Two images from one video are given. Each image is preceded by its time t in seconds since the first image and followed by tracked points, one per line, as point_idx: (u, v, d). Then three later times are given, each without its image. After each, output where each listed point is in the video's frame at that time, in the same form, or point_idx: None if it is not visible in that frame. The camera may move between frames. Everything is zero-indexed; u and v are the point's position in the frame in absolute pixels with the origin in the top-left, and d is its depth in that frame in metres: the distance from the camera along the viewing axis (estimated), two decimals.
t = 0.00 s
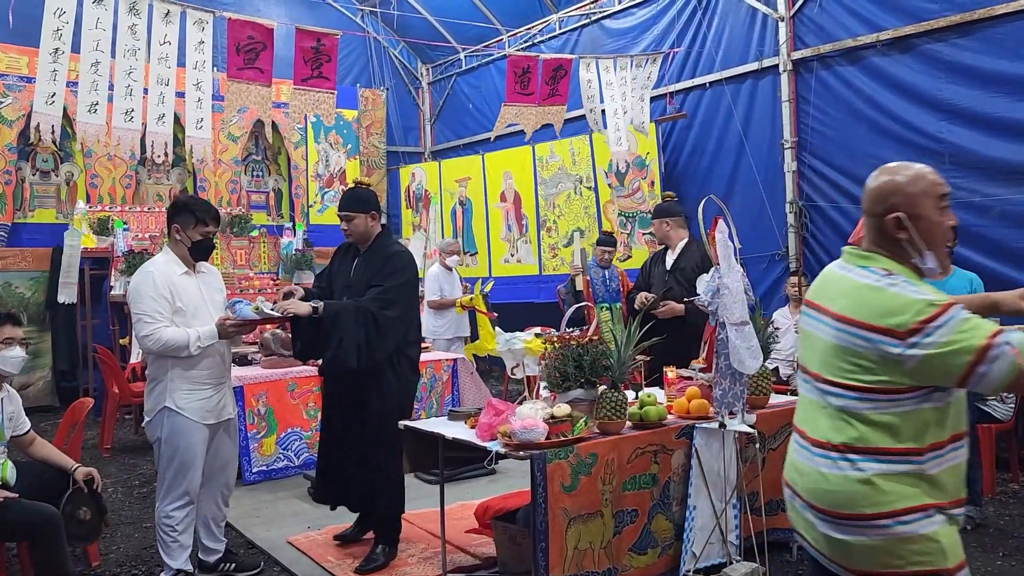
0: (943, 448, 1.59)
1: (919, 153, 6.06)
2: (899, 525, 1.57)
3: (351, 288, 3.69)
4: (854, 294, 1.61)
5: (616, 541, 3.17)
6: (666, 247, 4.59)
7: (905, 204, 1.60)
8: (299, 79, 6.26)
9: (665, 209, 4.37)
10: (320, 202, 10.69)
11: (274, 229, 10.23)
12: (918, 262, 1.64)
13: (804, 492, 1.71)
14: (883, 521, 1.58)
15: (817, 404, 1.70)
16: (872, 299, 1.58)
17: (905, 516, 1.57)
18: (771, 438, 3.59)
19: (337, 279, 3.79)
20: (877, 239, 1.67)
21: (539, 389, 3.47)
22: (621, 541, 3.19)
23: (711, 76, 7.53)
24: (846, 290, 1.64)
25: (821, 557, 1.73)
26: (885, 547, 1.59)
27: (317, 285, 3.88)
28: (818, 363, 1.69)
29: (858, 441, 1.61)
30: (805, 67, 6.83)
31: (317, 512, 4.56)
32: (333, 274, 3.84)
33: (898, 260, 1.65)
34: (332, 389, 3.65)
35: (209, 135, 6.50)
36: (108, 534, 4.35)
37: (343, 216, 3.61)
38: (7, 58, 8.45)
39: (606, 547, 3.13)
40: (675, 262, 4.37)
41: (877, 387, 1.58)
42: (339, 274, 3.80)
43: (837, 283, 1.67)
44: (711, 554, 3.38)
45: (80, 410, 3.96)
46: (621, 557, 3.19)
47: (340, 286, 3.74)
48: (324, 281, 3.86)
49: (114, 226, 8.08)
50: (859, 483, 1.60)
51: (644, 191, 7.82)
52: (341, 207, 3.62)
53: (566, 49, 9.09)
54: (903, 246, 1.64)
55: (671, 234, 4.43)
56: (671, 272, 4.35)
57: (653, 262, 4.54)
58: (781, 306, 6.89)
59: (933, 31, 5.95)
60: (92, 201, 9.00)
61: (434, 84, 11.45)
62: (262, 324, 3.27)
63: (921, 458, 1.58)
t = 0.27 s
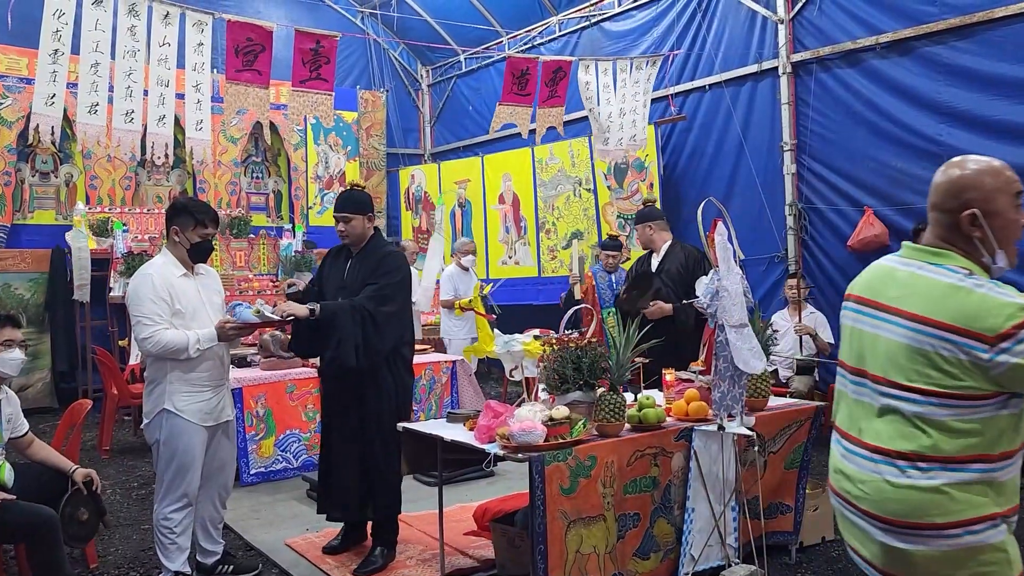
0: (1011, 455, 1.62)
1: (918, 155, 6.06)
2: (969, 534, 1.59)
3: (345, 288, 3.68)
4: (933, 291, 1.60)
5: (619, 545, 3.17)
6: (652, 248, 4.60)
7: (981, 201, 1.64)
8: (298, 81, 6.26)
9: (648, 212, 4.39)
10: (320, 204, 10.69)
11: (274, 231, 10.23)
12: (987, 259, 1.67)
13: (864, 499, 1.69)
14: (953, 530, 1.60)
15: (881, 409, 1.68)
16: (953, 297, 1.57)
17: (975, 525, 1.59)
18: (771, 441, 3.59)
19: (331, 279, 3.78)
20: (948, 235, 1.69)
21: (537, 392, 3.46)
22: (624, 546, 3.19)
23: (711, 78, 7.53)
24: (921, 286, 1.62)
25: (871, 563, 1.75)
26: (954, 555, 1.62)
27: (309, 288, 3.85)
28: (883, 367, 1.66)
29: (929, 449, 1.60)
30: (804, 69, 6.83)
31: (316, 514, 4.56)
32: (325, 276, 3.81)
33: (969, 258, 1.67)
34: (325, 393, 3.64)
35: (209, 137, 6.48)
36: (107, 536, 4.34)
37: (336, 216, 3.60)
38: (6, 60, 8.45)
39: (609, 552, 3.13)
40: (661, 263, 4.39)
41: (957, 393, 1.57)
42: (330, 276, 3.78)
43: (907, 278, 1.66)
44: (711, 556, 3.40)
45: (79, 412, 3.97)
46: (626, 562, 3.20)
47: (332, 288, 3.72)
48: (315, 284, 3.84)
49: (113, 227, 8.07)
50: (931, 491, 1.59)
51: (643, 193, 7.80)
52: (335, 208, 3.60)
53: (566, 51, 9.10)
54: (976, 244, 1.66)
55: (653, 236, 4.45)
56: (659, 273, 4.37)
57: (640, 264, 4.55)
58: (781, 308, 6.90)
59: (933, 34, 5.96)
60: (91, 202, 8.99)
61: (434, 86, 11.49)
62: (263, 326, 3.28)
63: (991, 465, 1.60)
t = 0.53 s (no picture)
0: None
1: (918, 158, 6.06)
2: (1012, 541, 1.58)
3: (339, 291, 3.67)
4: (975, 291, 1.58)
5: (622, 549, 3.16)
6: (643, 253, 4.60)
7: (1009, 200, 1.65)
8: (296, 83, 6.26)
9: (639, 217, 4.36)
10: (319, 206, 10.69)
11: (274, 233, 10.23)
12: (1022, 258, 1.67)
13: (903, 505, 1.67)
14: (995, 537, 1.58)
15: (922, 414, 1.65)
16: (995, 295, 1.56)
17: (1018, 533, 1.57)
18: (773, 445, 3.58)
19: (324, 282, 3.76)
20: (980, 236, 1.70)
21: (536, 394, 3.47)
22: (627, 551, 3.18)
23: (711, 80, 7.54)
24: (962, 287, 1.61)
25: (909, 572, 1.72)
26: (996, 563, 1.59)
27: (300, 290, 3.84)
28: (924, 370, 1.64)
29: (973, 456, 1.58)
30: (804, 72, 6.83)
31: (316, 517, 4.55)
32: (315, 278, 3.80)
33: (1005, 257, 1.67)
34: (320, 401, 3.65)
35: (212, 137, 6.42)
36: (105, 539, 4.33)
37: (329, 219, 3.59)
38: (7, 62, 8.45)
39: (612, 557, 3.12)
40: (654, 267, 4.38)
41: (1000, 394, 1.55)
42: (321, 278, 3.77)
43: (945, 279, 1.65)
44: (710, 559, 3.38)
45: (79, 413, 3.95)
46: (628, 566, 3.19)
47: (325, 290, 3.71)
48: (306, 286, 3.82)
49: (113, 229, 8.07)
50: (973, 496, 1.58)
51: (642, 196, 7.75)
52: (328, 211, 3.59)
53: (566, 54, 9.12)
54: (1009, 243, 1.66)
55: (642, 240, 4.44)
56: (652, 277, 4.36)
57: (631, 269, 4.55)
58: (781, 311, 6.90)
59: (932, 37, 5.96)
60: (91, 204, 8.98)
61: (435, 88, 11.52)
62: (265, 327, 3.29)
63: None
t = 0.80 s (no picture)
0: None
1: (918, 161, 6.07)
2: None
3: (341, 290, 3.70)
4: (1004, 297, 1.69)
5: (622, 553, 3.16)
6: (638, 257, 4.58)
7: None
8: (294, 85, 6.27)
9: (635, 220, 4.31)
10: (319, 209, 10.69)
11: (274, 236, 10.23)
12: None
13: (938, 505, 1.79)
14: None
15: (966, 420, 1.73)
16: None
17: None
18: (774, 448, 3.57)
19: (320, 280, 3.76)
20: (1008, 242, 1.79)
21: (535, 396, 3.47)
22: (626, 554, 3.18)
23: (711, 84, 7.54)
24: (992, 293, 1.71)
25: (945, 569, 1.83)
26: None
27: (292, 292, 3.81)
28: (964, 377, 1.73)
29: (1017, 456, 1.67)
30: (804, 76, 6.84)
31: (315, 520, 4.55)
32: (309, 279, 3.79)
33: None
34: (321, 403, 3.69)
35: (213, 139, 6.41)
36: (104, 542, 4.33)
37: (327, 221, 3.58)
38: (7, 65, 8.47)
39: (611, 560, 3.11)
40: (654, 271, 4.37)
41: None
42: (317, 279, 3.77)
43: (975, 287, 1.75)
44: (709, 563, 3.36)
45: (78, 416, 3.95)
46: (628, 570, 3.18)
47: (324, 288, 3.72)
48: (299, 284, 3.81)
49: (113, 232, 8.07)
50: (1002, 495, 1.69)
51: (642, 199, 7.76)
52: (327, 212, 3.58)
53: (566, 57, 9.13)
54: None
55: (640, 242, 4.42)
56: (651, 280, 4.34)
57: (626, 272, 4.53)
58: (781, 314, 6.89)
59: (932, 40, 5.96)
60: (91, 207, 8.98)
61: (435, 91, 11.53)
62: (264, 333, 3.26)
63: None
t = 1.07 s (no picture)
0: None
1: (916, 165, 6.08)
2: None
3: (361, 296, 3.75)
4: None
5: (617, 556, 3.15)
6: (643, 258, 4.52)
7: None
8: (293, 88, 6.28)
9: (646, 222, 4.26)
10: (319, 211, 10.69)
11: (274, 239, 10.24)
12: None
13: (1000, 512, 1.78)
14: None
15: None
16: None
17: None
18: (774, 452, 3.56)
19: (334, 285, 3.77)
20: None
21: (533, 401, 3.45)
22: (622, 557, 3.17)
23: (711, 87, 7.55)
24: None
25: None
26: None
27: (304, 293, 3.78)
28: None
29: None
30: (803, 79, 6.85)
31: (314, 523, 4.55)
32: (323, 280, 3.78)
33: None
34: (332, 401, 3.70)
35: (209, 144, 6.47)
36: (103, 545, 4.33)
37: (354, 226, 3.64)
38: (7, 68, 8.49)
39: (606, 562, 3.10)
40: (664, 275, 4.35)
41: None
42: (332, 281, 3.77)
43: None
44: (708, 567, 3.35)
45: (77, 420, 3.95)
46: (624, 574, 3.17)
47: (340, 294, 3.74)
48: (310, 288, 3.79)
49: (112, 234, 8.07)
50: None
51: (639, 202, 7.74)
52: (351, 218, 3.62)
53: (566, 60, 9.14)
54: None
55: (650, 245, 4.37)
56: (662, 285, 4.31)
57: (632, 272, 4.45)
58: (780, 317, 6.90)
59: (930, 44, 5.97)
60: (91, 210, 8.99)
61: (435, 94, 11.44)
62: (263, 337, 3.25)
63: None
